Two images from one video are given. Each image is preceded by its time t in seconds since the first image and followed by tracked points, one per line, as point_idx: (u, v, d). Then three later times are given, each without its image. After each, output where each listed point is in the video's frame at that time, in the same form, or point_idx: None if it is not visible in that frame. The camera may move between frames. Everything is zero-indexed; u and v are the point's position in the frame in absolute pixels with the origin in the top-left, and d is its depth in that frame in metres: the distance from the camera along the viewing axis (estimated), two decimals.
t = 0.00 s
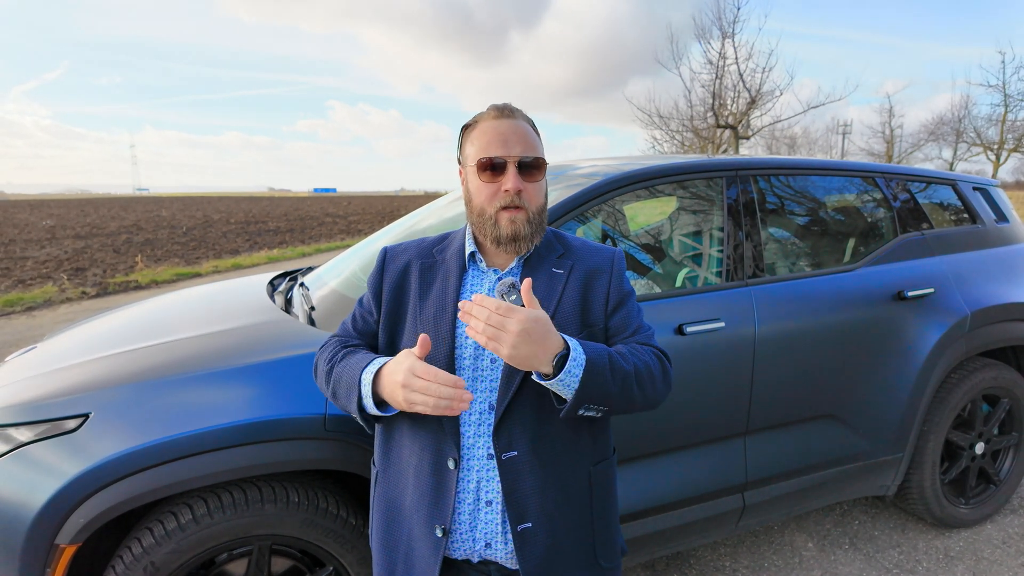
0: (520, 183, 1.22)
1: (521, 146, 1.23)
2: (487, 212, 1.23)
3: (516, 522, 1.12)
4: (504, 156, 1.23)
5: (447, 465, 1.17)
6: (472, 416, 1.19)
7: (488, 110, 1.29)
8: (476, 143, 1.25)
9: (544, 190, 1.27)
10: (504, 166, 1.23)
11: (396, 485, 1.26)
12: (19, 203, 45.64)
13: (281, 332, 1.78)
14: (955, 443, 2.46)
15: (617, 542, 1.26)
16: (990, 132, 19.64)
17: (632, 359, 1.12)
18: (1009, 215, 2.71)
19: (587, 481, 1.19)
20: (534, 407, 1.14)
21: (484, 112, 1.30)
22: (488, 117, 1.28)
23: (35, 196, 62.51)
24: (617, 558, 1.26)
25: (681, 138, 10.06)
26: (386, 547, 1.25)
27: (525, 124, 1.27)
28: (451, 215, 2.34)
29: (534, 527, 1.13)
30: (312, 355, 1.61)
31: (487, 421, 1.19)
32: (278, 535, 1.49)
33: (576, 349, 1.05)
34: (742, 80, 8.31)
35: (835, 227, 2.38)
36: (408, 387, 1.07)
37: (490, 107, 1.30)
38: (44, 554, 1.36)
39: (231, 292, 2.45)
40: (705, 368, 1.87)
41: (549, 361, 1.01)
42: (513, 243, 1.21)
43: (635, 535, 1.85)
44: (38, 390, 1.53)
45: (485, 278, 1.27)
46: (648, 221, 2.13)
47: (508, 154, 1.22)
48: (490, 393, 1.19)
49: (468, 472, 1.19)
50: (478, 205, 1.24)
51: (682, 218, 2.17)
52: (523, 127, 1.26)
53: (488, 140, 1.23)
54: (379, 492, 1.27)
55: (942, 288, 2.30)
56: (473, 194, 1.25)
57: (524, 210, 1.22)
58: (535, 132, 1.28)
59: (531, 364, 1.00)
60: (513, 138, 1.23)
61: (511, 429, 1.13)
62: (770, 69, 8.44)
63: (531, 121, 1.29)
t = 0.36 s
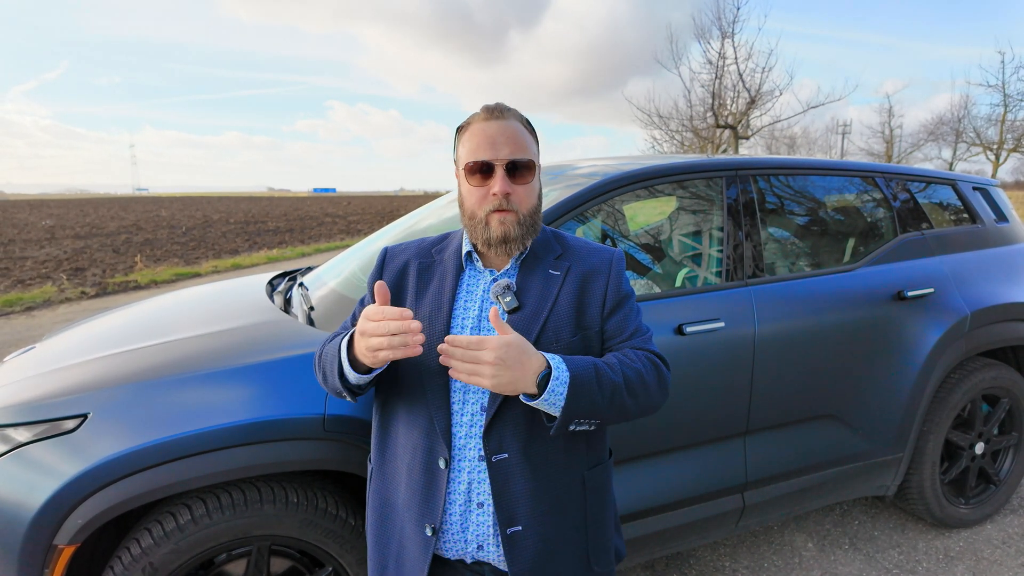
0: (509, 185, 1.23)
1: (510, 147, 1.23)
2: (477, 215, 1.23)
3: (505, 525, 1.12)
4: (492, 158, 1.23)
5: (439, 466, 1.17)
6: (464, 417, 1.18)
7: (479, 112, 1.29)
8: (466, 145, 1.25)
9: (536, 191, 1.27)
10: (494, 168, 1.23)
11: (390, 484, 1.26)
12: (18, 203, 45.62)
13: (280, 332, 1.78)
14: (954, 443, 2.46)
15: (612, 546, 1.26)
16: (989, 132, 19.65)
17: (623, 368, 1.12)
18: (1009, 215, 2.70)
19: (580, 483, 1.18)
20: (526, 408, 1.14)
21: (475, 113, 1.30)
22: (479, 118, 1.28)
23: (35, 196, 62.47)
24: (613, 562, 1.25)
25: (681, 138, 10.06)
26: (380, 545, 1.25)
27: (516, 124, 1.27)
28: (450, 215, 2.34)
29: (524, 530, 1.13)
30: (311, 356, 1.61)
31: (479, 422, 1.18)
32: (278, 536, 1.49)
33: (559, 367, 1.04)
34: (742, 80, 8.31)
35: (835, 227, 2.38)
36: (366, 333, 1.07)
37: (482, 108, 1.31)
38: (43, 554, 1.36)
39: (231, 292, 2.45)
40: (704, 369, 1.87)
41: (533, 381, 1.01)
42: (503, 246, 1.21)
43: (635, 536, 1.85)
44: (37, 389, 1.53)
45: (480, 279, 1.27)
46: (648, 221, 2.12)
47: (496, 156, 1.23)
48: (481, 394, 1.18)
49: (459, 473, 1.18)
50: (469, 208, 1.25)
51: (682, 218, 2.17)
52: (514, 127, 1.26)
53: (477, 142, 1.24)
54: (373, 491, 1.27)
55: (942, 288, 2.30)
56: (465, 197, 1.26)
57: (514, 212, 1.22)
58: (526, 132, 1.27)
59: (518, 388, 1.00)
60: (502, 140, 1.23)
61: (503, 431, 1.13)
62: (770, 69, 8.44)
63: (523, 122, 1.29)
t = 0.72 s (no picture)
0: (504, 184, 1.23)
1: (503, 146, 1.23)
2: (474, 215, 1.24)
3: (500, 525, 1.12)
4: (486, 158, 1.23)
5: (434, 465, 1.17)
6: (460, 416, 1.18)
7: (472, 113, 1.30)
8: (460, 148, 1.26)
9: (532, 188, 1.26)
10: (488, 168, 1.24)
11: (388, 484, 1.26)
12: (18, 203, 45.59)
13: (280, 332, 1.78)
14: (954, 443, 2.46)
15: (612, 548, 1.25)
16: (989, 133, 19.67)
17: (621, 369, 1.12)
18: (1009, 215, 2.71)
19: (577, 484, 1.18)
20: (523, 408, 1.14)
21: (468, 116, 1.31)
22: (471, 120, 1.29)
23: (34, 196, 62.43)
24: (611, 564, 1.25)
25: (680, 138, 10.06)
26: (377, 545, 1.26)
27: (509, 123, 1.27)
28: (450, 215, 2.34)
29: (519, 530, 1.13)
30: (310, 356, 1.61)
31: (475, 422, 1.18)
32: (277, 536, 1.49)
33: (557, 370, 1.04)
34: (742, 80, 8.32)
35: (834, 227, 2.38)
36: (373, 315, 1.06)
37: (475, 110, 1.31)
38: (43, 554, 1.36)
39: (231, 292, 2.45)
40: (704, 369, 1.87)
41: (532, 385, 1.01)
42: (502, 244, 1.21)
43: (635, 536, 1.85)
44: (38, 389, 1.52)
45: (479, 278, 1.27)
46: (648, 221, 2.12)
47: (490, 156, 1.23)
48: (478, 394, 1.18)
49: (454, 473, 1.18)
50: (466, 209, 1.26)
51: (682, 218, 2.17)
52: (507, 126, 1.26)
53: (470, 143, 1.24)
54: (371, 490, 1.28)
55: (941, 289, 2.30)
56: (462, 199, 1.27)
57: (511, 210, 1.22)
58: (519, 130, 1.27)
59: (520, 395, 1.00)
60: (495, 139, 1.23)
61: (498, 431, 1.13)
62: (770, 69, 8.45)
63: (516, 120, 1.29)
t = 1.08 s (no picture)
0: (504, 180, 1.23)
1: (501, 142, 1.24)
2: (476, 214, 1.23)
3: (501, 522, 1.12)
4: (484, 155, 1.23)
5: (434, 463, 1.17)
6: (460, 415, 1.19)
7: (466, 115, 1.30)
8: (458, 148, 1.26)
9: (530, 184, 1.27)
10: (487, 166, 1.24)
11: (387, 482, 1.26)
12: (17, 203, 45.58)
13: (280, 332, 1.78)
14: (953, 443, 2.46)
15: (613, 547, 1.25)
16: (988, 133, 19.67)
17: (626, 366, 1.12)
18: (1009, 215, 2.71)
19: (579, 482, 1.19)
20: (523, 406, 1.14)
21: (461, 118, 1.32)
22: (466, 121, 1.29)
23: (34, 196, 62.41)
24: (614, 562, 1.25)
25: (680, 138, 10.07)
26: (377, 543, 1.26)
27: (504, 121, 1.28)
28: (450, 215, 2.34)
29: (520, 527, 1.13)
30: (310, 356, 1.61)
31: (475, 420, 1.18)
32: (278, 536, 1.49)
33: (568, 370, 1.04)
34: (742, 80, 8.32)
35: (833, 227, 2.38)
36: (426, 342, 1.05)
37: (468, 112, 1.32)
38: (42, 555, 1.36)
39: (230, 292, 2.45)
40: (704, 369, 1.87)
41: (546, 387, 1.02)
42: (507, 241, 1.21)
43: (634, 536, 1.85)
44: (37, 390, 1.53)
45: (478, 278, 1.27)
46: (647, 221, 2.13)
47: (489, 154, 1.23)
48: (478, 393, 1.18)
49: (454, 471, 1.18)
50: (467, 208, 1.26)
51: (682, 218, 2.17)
52: (502, 124, 1.27)
53: (467, 142, 1.25)
54: (371, 488, 1.28)
55: (940, 288, 2.30)
56: (462, 199, 1.26)
57: (512, 206, 1.22)
58: (515, 128, 1.28)
59: (533, 394, 1.01)
60: (492, 137, 1.24)
61: (498, 429, 1.13)
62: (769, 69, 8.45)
63: (510, 118, 1.30)
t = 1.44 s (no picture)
0: (499, 182, 1.23)
1: (495, 144, 1.23)
2: (472, 217, 1.24)
3: (501, 523, 1.12)
4: (478, 157, 1.23)
5: (435, 464, 1.17)
6: (461, 416, 1.19)
7: (462, 117, 1.30)
8: (454, 151, 1.27)
9: (527, 184, 1.27)
10: (482, 167, 1.24)
11: (388, 483, 1.26)
12: (17, 202, 45.59)
13: (280, 332, 1.78)
14: (953, 443, 2.46)
15: (614, 547, 1.26)
16: (988, 133, 19.67)
17: (622, 358, 1.12)
18: (1009, 215, 2.71)
19: (580, 483, 1.19)
20: (523, 407, 1.14)
21: (458, 119, 1.32)
22: (462, 123, 1.29)
23: (34, 196, 62.41)
24: (613, 564, 1.25)
25: (679, 138, 10.06)
26: (378, 544, 1.26)
27: (500, 122, 1.27)
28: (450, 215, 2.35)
29: (521, 529, 1.13)
30: (311, 356, 1.61)
31: (476, 421, 1.18)
32: (278, 536, 1.49)
33: (557, 346, 1.04)
34: (742, 80, 8.32)
35: (834, 227, 2.38)
36: (394, 365, 1.07)
37: (465, 113, 1.32)
38: (42, 555, 1.36)
39: (230, 292, 2.45)
40: (704, 369, 1.87)
41: (530, 359, 1.01)
42: (502, 242, 1.21)
43: (634, 536, 1.85)
44: (37, 390, 1.53)
45: (478, 278, 1.28)
46: (647, 221, 2.13)
47: (483, 156, 1.23)
48: (478, 394, 1.18)
49: (455, 472, 1.18)
50: (464, 211, 1.26)
51: (682, 218, 2.17)
52: (497, 125, 1.26)
53: (462, 145, 1.25)
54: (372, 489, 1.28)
55: (941, 289, 2.30)
56: (459, 201, 1.27)
57: (508, 208, 1.22)
58: (510, 128, 1.28)
59: (515, 361, 1.00)
60: (487, 138, 1.24)
61: (499, 430, 1.13)
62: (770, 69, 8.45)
63: (507, 118, 1.29)
